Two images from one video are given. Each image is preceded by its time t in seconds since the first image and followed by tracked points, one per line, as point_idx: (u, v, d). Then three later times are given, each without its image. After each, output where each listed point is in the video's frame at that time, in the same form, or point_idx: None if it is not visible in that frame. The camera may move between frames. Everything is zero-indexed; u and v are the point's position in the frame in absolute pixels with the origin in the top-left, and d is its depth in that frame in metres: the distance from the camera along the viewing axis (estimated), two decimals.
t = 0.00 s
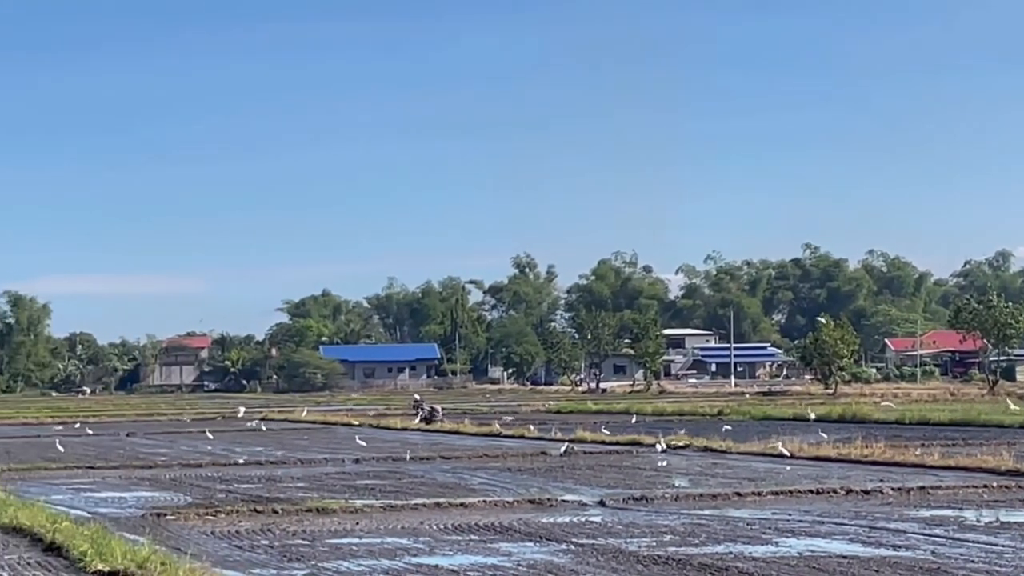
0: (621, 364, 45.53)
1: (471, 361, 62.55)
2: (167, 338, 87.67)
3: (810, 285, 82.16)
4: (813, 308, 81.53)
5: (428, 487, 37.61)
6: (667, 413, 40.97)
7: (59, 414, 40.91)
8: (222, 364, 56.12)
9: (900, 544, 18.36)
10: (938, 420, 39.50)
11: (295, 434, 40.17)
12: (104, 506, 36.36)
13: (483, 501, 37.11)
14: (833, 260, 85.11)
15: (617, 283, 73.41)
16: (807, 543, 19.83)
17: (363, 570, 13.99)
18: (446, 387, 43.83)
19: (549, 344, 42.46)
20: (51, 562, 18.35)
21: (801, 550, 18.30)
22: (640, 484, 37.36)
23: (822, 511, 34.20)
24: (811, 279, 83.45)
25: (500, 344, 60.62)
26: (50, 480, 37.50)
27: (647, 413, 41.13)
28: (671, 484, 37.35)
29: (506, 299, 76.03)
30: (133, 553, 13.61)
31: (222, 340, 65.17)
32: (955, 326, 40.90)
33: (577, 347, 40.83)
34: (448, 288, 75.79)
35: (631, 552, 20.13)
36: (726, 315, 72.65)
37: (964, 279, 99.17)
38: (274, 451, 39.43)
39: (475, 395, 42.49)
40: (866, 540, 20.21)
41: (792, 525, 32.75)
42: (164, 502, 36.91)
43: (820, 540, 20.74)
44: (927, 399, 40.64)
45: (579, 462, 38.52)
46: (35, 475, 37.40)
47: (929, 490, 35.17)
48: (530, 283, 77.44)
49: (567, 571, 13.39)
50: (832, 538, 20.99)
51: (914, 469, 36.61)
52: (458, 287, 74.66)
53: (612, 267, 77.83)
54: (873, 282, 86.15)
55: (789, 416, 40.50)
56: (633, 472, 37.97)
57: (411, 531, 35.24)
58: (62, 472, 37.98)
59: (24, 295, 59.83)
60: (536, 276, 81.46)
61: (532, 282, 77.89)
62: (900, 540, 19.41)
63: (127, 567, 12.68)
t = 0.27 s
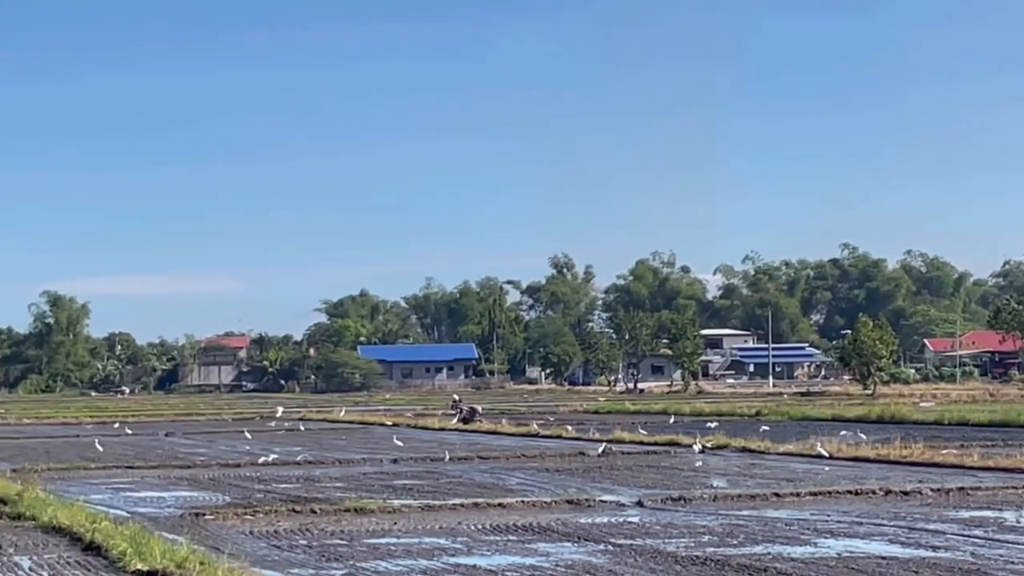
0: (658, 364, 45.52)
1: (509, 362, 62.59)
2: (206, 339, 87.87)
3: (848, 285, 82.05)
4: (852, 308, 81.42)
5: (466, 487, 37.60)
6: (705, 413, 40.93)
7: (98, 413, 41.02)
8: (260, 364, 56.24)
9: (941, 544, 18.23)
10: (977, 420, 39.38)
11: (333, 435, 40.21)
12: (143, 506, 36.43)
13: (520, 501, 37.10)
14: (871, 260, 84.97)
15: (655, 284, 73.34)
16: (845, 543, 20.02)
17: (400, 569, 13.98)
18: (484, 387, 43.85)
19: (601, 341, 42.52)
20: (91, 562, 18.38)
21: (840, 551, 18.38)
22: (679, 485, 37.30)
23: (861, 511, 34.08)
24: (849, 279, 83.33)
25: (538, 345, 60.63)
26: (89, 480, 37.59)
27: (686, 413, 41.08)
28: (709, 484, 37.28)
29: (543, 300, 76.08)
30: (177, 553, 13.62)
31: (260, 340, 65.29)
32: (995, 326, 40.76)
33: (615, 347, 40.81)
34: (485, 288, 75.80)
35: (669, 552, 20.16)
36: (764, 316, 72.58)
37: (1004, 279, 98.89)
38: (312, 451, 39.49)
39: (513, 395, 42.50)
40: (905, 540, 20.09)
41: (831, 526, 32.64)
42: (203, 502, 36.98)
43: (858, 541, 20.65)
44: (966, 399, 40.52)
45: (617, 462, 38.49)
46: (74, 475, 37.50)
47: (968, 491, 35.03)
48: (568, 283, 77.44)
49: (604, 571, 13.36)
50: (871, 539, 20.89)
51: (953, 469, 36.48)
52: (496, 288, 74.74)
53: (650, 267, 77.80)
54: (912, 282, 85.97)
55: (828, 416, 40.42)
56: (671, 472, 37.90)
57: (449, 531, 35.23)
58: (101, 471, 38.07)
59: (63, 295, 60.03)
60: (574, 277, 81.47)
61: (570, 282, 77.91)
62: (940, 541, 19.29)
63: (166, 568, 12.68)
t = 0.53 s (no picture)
0: (697, 364, 45.49)
1: (548, 361, 62.62)
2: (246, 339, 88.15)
3: (888, 285, 81.91)
4: (892, 307, 81.28)
5: (505, 487, 37.59)
6: (744, 413, 40.87)
7: (138, 412, 41.16)
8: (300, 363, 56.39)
9: (979, 545, 18.08)
10: (1017, 421, 39.23)
11: (372, 434, 40.25)
12: (182, 505, 36.51)
13: (559, 501, 37.08)
14: (911, 260, 84.80)
15: (695, 283, 73.28)
16: (885, 544, 19.94)
17: (435, 568, 13.93)
18: (522, 387, 43.87)
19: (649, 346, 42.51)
20: (131, 560, 18.42)
21: (878, 551, 18.31)
22: (718, 485, 37.21)
23: (901, 511, 33.93)
24: (889, 278, 83.19)
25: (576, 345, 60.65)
26: (129, 479, 37.71)
27: (724, 413, 41.01)
28: (749, 484, 37.19)
29: (583, 299, 76.10)
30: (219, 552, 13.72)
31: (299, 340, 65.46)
32: None
33: (654, 347, 40.78)
34: (525, 287, 75.84)
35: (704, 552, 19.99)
36: (803, 315, 72.48)
37: None
38: (351, 450, 39.54)
39: (552, 395, 42.51)
40: (945, 541, 19.96)
41: (870, 526, 32.50)
42: (242, 502, 37.05)
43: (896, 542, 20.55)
44: (1006, 400, 40.38)
45: (656, 462, 38.44)
46: (114, 474, 37.62)
47: (1009, 491, 34.87)
48: (607, 283, 77.44)
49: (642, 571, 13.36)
50: (910, 539, 20.78)
51: (993, 470, 36.32)
52: (535, 287, 74.80)
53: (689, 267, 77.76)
54: (952, 281, 85.76)
55: (867, 416, 40.31)
56: (711, 472, 37.83)
57: (488, 530, 35.22)
58: (141, 471, 38.18)
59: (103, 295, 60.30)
60: (613, 277, 81.49)
61: (609, 282, 77.90)
62: (979, 542, 19.14)
63: (201, 567, 12.71)
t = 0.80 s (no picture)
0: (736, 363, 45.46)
1: (587, 360, 62.63)
2: (286, 338, 88.45)
3: (928, 284, 81.75)
4: (932, 307, 81.13)
5: (544, 486, 37.59)
6: (783, 413, 40.81)
7: (178, 411, 41.30)
8: (339, 362, 56.54)
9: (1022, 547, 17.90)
10: None
11: (411, 433, 40.29)
12: (222, 503, 36.59)
13: (599, 500, 37.05)
14: (951, 259, 84.61)
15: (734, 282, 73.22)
16: (926, 543, 19.84)
17: (481, 564, 13.93)
18: (562, 386, 43.87)
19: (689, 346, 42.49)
20: (172, 557, 18.49)
21: (918, 551, 18.20)
22: (757, 484, 37.12)
23: (941, 511, 33.78)
24: (930, 277, 83.04)
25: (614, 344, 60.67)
26: (169, 478, 37.82)
27: (764, 412, 40.95)
28: (788, 483, 37.09)
29: (621, 298, 76.10)
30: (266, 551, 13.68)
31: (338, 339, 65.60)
32: None
33: (694, 346, 40.76)
34: (564, 287, 75.91)
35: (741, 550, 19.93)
36: (843, 314, 72.38)
37: None
38: (390, 449, 39.59)
39: (590, 394, 42.52)
40: (987, 541, 19.79)
41: (910, 525, 32.36)
42: (282, 500, 37.11)
43: (937, 542, 20.41)
44: None
45: (695, 462, 38.37)
46: (154, 473, 37.73)
47: None
48: (645, 282, 77.42)
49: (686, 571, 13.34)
50: (951, 539, 20.64)
51: None
52: (574, 286, 74.85)
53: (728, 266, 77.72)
54: (993, 280, 85.56)
55: (907, 416, 40.21)
56: (750, 471, 37.76)
57: (527, 530, 35.20)
58: (181, 469, 38.29)
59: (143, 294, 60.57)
60: (652, 275, 81.50)
61: (648, 281, 77.90)
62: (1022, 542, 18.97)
63: (246, 563, 12.74)
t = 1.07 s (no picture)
0: (775, 362, 45.44)
1: (626, 359, 62.65)
2: (326, 336, 88.70)
3: (968, 284, 81.61)
4: (971, 306, 81.07)
5: (583, 485, 37.57)
6: (823, 412, 40.74)
7: (218, 410, 41.43)
8: (378, 361, 56.66)
9: None
10: None
11: (450, 432, 40.34)
12: (262, 503, 36.67)
13: (638, 499, 37.01)
14: (991, 259, 84.51)
15: (774, 281, 73.20)
16: (968, 543, 19.64)
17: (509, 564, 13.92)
18: (601, 384, 43.88)
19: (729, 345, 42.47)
20: (212, 556, 18.53)
21: (958, 550, 18.07)
22: (797, 484, 37.02)
23: (982, 511, 33.59)
24: (970, 278, 82.93)
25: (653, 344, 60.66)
26: (209, 477, 37.92)
27: (803, 412, 40.89)
28: (827, 483, 36.98)
29: (660, 298, 76.15)
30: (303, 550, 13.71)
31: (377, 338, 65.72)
32: None
33: (733, 346, 40.74)
34: (603, 286, 75.95)
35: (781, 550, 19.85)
36: (883, 314, 72.32)
37: None
38: (430, 448, 39.64)
39: (629, 393, 42.53)
40: None
41: (951, 525, 32.18)
42: (321, 499, 37.17)
43: (979, 542, 20.16)
44: None
45: (734, 461, 38.30)
46: (194, 471, 37.83)
47: None
48: (685, 282, 77.45)
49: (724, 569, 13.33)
50: (992, 540, 20.42)
51: None
52: (613, 286, 74.93)
53: (767, 266, 77.74)
54: None
55: (948, 415, 40.10)
56: (790, 471, 37.66)
57: (566, 529, 35.17)
58: (220, 468, 38.39)
59: (184, 293, 60.76)
60: (692, 275, 81.56)
61: (687, 280, 77.92)
62: None
63: (284, 563, 12.74)
